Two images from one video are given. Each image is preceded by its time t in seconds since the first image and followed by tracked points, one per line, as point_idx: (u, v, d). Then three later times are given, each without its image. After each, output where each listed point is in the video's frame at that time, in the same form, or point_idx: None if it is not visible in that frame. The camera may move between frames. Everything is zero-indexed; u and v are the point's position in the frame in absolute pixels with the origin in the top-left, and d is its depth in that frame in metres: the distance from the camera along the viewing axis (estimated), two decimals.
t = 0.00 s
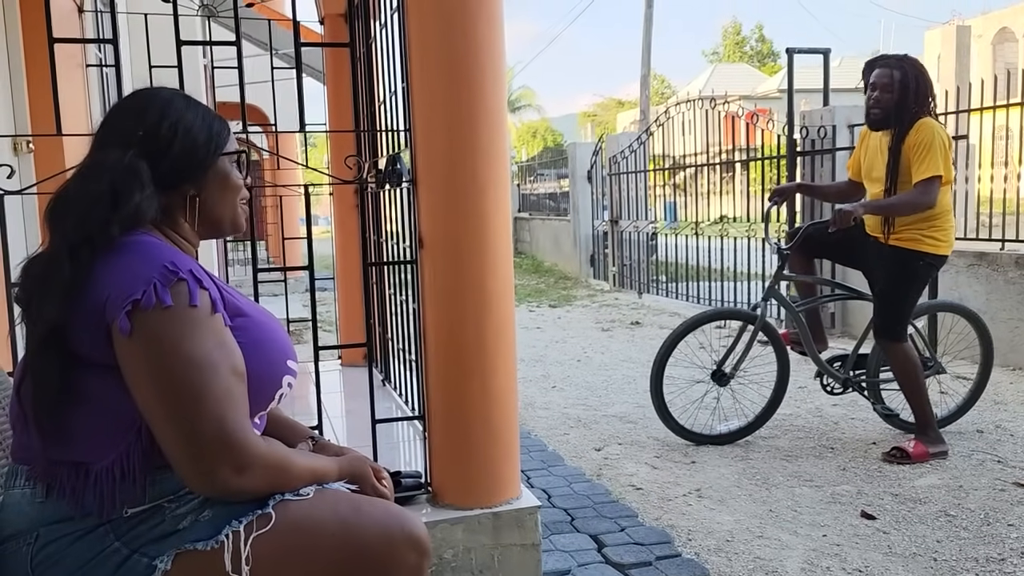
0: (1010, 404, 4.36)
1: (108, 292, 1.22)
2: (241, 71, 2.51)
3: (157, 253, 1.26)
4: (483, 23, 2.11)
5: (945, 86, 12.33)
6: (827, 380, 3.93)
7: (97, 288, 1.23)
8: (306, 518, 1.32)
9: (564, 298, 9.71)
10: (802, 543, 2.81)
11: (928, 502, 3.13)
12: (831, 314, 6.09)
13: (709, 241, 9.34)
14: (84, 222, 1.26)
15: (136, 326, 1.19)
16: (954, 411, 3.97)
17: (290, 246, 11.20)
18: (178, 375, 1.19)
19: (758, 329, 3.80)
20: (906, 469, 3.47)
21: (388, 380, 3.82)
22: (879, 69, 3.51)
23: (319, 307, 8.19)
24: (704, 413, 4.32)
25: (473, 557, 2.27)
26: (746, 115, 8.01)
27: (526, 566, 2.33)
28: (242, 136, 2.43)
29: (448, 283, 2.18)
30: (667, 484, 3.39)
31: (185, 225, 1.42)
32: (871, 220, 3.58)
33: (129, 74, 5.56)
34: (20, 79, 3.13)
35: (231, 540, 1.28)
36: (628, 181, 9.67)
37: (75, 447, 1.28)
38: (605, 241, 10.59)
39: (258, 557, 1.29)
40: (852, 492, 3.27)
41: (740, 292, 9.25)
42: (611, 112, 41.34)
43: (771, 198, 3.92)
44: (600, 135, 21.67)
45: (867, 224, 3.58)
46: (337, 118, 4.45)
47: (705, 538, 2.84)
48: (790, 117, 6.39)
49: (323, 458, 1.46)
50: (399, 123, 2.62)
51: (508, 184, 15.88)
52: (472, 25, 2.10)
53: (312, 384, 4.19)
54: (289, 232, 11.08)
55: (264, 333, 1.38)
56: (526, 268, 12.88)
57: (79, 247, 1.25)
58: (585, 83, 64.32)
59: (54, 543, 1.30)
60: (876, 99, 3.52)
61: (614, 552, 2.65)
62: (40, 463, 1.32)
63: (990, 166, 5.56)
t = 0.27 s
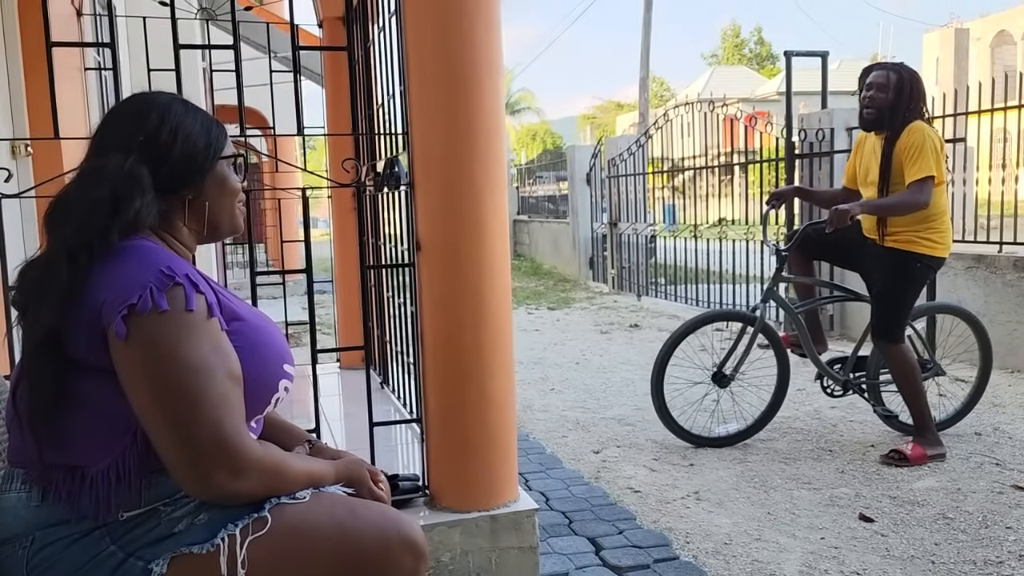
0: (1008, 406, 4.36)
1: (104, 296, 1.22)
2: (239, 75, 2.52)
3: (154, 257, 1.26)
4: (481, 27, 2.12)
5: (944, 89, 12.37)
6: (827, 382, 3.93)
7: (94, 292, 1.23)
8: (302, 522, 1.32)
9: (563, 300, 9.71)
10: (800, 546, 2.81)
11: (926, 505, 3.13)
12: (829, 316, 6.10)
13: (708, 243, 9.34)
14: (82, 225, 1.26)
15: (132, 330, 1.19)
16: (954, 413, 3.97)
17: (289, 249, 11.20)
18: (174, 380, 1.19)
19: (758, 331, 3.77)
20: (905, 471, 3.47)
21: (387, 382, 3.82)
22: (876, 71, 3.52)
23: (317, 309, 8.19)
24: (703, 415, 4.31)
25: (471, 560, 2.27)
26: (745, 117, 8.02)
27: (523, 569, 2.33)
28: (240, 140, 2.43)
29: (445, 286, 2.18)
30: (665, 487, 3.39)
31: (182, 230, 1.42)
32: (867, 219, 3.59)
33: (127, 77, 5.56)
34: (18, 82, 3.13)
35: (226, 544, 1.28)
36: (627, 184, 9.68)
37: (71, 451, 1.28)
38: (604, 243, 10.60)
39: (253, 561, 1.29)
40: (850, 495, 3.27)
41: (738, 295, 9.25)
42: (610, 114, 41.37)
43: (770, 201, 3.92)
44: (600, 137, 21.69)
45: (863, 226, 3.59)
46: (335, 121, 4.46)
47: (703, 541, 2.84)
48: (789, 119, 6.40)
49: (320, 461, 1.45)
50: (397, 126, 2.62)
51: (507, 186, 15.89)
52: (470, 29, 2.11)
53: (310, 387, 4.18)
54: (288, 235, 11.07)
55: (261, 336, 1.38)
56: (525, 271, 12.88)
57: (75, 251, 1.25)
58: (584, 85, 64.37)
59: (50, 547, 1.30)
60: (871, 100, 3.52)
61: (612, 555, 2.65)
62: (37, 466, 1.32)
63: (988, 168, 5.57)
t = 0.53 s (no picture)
0: (1005, 408, 4.37)
1: (100, 298, 1.22)
2: (236, 78, 2.52)
3: (150, 259, 1.27)
4: (478, 29, 2.12)
5: (941, 91, 12.41)
6: (827, 384, 3.93)
7: (90, 294, 1.23)
8: (298, 524, 1.32)
9: (561, 302, 9.72)
10: (797, 547, 2.81)
11: (922, 506, 3.13)
12: (827, 318, 6.11)
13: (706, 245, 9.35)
14: (78, 228, 1.26)
15: (128, 332, 1.19)
16: (953, 415, 3.97)
17: (287, 251, 11.21)
18: (170, 381, 1.19)
19: (758, 332, 3.79)
20: (902, 473, 3.47)
21: (384, 385, 3.82)
22: (867, 78, 3.54)
23: (315, 312, 8.18)
24: (701, 418, 4.32)
25: (468, 562, 2.27)
26: (742, 120, 8.03)
27: (520, 571, 2.33)
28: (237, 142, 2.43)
29: (441, 288, 2.19)
30: (662, 489, 3.39)
31: (178, 232, 1.42)
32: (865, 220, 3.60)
33: (124, 80, 5.56)
34: (14, 85, 3.14)
35: (221, 546, 1.28)
36: (625, 186, 9.69)
37: (66, 453, 1.28)
38: (602, 245, 10.60)
39: (248, 563, 1.29)
40: (847, 496, 3.27)
41: (736, 296, 9.26)
42: (608, 117, 41.40)
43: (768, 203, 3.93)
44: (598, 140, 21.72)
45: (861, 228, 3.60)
46: (332, 124, 4.46)
47: (700, 543, 2.84)
48: (786, 121, 6.41)
49: (316, 464, 1.45)
50: (394, 128, 2.62)
51: (505, 189, 15.90)
52: (466, 31, 2.11)
53: (308, 389, 4.18)
54: (285, 237, 11.07)
55: (257, 338, 1.38)
56: (523, 273, 12.88)
57: (70, 253, 1.26)
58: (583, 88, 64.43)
59: (45, 549, 1.30)
60: (864, 105, 3.53)
61: (608, 557, 2.65)
62: (32, 468, 1.32)
63: (984, 170, 5.58)
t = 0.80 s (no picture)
0: (1002, 408, 4.37)
1: (97, 299, 1.22)
2: (233, 79, 2.52)
3: (147, 259, 1.27)
4: (475, 31, 2.13)
5: (938, 92, 12.43)
6: (828, 385, 3.93)
7: (87, 295, 1.23)
8: (295, 524, 1.32)
9: (559, 303, 9.72)
10: (795, 548, 2.81)
11: (920, 507, 3.14)
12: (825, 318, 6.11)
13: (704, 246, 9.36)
14: (75, 228, 1.26)
15: (125, 332, 1.19)
16: (952, 416, 3.97)
17: (284, 252, 11.20)
18: (167, 381, 1.19)
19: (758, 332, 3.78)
20: (899, 473, 3.48)
21: (381, 386, 3.81)
22: (866, 77, 3.54)
23: (313, 313, 8.18)
24: (699, 418, 4.32)
25: (465, 563, 2.27)
26: (740, 121, 8.04)
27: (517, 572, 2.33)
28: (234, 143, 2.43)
29: (439, 289, 2.19)
30: (660, 490, 3.40)
31: (175, 233, 1.42)
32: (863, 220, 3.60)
33: (122, 81, 5.56)
34: (11, 87, 3.14)
35: (218, 547, 1.28)
36: (622, 187, 9.70)
37: (63, 454, 1.28)
38: (600, 246, 10.62)
39: (245, 564, 1.29)
40: (845, 497, 3.27)
41: (734, 297, 9.27)
42: (606, 118, 41.43)
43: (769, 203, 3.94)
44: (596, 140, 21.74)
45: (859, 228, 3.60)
46: (329, 125, 4.47)
47: (698, 543, 2.84)
48: (783, 122, 6.43)
49: (313, 465, 1.45)
50: (391, 129, 2.63)
51: (503, 190, 15.91)
52: (463, 33, 2.11)
53: (305, 391, 4.18)
54: (283, 238, 11.07)
55: (255, 339, 1.38)
56: (521, 274, 12.89)
57: (67, 253, 1.26)
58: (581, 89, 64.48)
59: (42, 550, 1.30)
60: (863, 105, 3.53)
61: (606, 558, 2.65)
62: (29, 469, 1.32)
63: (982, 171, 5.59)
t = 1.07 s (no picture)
0: (1001, 408, 4.37)
1: (96, 297, 1.22)
2: (231, 79, 2.52)
3: (146, 257, 1.26)
4: (474, 31, 2.13)
5: (937, 92, 12.45)
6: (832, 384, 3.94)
7: (85, 293, 1.23)
8: (294, 524, 1.32)
9: (558, 303, 9.72)
10: (794, 547, 2.81)
11: (919, 506, 3.14)
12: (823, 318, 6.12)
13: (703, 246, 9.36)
14: (75, 226, 1.26)
15: (124, 330, 1.19)
16: (954, 417, 3.98)
17: (283, 252, 11.20)
18: (167, 380, 1.19)
19: (762, 331, 3.81)
20: (898, 473, 3.48)
21: (380, 386, 3.81)
22: (865, 78, 3.54)
23: (312, 313, 8.18)
24: (701, 417, 4.32)
25: (464, 562, 2.27)
26: (739, 120, 8.05)
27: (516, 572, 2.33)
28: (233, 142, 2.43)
29: (438, 289, 2.19)
30: (659, 489, 3.40)
31: (173, 232, 1.42)
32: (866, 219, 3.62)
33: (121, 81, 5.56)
34: (10, 86, 3.14)
35: (217, 547, 1.28)
36: (621, 187, 9.71)
37: (62, 453, 1.28)
38: (598, 246, 10.62)
39: (243, 563, 1.29)
40: (843, 496, 3.27)
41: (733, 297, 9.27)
42: (605, 117, 41.45)
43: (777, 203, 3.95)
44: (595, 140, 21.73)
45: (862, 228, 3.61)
46: (328, 125, 4.47)
47: (697, 543, 2.85)
48: (782, 122, 6.44)
49: (312, 464, 1.45)
50: (390, 129, 2.63)
51: (502, 190, 15.91)
52: (462, 33, 2.11)
53: (305, 390, 4.18)
54: (282, 238, 11.07)
55: (254, 337, 1.38)
56: (520, 274, 12.90)
57: (66, 252, 1.26)
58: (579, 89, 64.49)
59: (41, 549, 1.30)
60: (862, 106, 3.53)
61: (605, 557, 2.65)
62: (28, 468, 1.32)
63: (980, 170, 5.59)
